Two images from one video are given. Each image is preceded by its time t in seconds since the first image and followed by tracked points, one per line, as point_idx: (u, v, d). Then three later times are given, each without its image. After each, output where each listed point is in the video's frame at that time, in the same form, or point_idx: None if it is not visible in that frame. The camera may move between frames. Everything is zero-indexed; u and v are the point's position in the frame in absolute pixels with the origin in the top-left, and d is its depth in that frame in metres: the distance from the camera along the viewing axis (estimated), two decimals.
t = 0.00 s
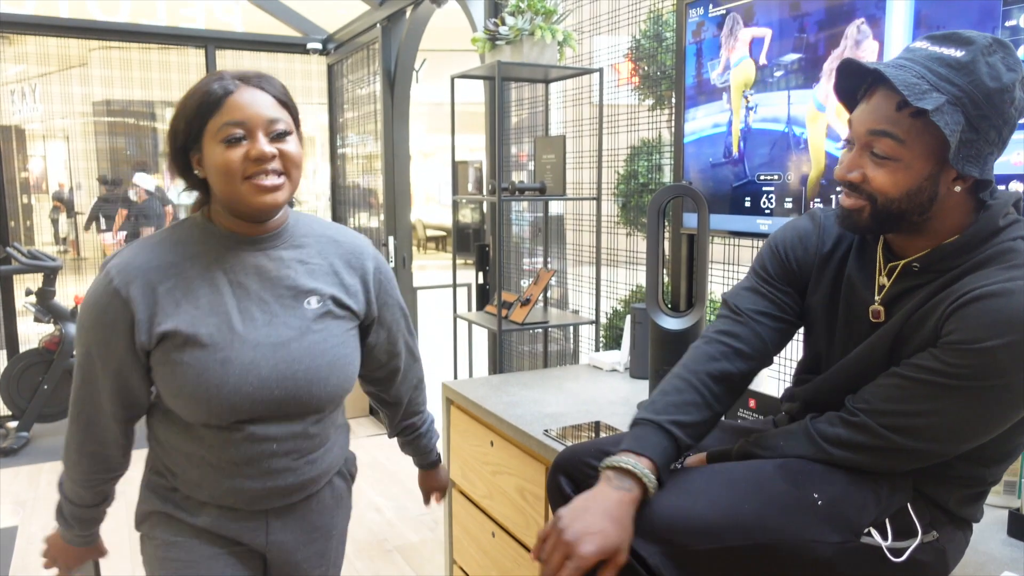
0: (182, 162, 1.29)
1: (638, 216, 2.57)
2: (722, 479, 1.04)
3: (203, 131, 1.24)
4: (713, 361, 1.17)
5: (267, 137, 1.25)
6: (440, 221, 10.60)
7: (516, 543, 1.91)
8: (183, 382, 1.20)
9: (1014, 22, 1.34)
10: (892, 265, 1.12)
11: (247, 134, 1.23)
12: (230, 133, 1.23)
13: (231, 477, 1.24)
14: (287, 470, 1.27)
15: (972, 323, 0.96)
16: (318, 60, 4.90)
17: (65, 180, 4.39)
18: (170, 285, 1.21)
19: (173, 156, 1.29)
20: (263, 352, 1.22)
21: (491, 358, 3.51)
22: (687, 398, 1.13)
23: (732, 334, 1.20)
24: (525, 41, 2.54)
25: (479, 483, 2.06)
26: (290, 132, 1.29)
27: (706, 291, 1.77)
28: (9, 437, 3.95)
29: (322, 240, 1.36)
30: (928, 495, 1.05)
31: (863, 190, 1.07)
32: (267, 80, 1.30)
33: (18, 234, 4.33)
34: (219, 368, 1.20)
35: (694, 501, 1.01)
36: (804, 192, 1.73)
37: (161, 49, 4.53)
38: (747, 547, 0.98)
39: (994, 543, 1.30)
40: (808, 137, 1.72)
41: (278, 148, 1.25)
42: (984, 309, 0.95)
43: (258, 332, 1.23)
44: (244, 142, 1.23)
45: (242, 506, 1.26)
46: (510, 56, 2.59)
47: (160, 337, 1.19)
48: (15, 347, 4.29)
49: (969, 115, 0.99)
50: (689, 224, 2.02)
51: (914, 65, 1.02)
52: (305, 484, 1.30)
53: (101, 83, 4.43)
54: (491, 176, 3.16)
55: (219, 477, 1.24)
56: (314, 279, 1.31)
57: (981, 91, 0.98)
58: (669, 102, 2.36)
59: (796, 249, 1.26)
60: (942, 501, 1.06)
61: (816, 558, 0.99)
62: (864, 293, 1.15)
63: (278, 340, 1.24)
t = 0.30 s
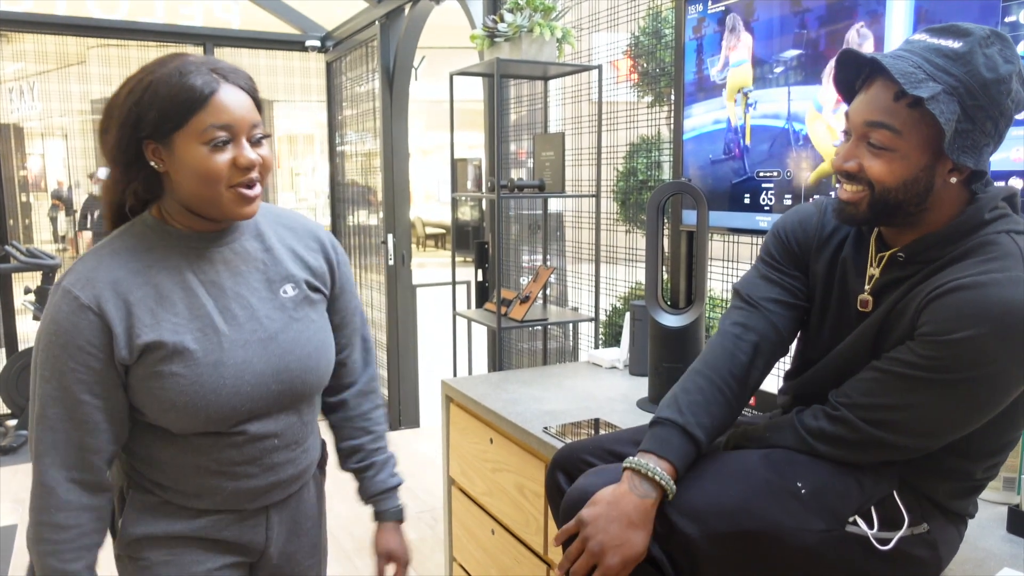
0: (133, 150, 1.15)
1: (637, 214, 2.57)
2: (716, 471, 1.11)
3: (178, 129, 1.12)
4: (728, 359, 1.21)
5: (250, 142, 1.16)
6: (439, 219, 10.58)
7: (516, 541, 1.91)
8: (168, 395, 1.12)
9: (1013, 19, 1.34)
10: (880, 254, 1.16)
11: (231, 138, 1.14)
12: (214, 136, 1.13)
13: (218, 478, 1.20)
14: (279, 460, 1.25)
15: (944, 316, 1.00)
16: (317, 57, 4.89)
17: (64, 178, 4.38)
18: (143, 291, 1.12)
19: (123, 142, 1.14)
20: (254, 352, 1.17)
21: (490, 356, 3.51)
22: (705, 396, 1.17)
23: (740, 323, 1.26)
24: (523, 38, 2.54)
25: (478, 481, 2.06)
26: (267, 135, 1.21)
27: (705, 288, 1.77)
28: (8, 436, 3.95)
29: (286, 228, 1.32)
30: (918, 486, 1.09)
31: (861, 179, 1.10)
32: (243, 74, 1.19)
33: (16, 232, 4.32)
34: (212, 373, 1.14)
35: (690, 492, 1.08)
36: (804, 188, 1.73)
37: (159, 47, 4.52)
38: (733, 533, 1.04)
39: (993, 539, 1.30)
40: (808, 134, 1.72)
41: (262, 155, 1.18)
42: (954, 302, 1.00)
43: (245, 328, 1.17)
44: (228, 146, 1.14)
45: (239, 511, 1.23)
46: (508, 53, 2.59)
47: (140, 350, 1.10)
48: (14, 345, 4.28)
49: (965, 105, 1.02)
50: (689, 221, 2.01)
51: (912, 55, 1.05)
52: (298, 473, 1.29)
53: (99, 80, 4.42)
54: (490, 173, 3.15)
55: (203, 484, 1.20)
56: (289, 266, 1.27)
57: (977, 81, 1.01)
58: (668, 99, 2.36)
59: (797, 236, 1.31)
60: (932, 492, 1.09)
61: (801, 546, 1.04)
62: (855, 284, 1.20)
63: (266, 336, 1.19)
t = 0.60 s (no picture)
0: (111, 135, 1.10)
1: (635, 210, 2.57)
2: (709, 459, 1.12)
3: (162, 106, 1.09)
4: (724, 350, 1.23)
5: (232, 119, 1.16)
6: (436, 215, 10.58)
7: (514, 536, 1.91)
8: (169, 386, 1.09)
9: (1012, 15, 1.34)
10: (872, 249, 1.16)
11: (217, 115, 1.13)
12: (202, 114, 1.12)
13: (215, 474, 1.17)
14: (274, 447, 1.24)
15: (922, 308, 1.00)
16: (314, 53, 4.88)
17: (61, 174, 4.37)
18: (138, 277, 1.08)
19: (100, 127, 1.08)
20: (252, 332, 1.17)
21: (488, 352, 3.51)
22: (698, 382, 1.20)
23: (737, 316, 1.28)
24: (522, 33, 2.53)
25: (476, 477, 2.06)
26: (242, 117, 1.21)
27: (704, 284, 1.77)
28: (5, 432, 3.94)
29: (255, 219, 1.33)
30: (910, 478, 1.08)
31: (848, 178, 1.11)
32: (215, 59, 1.18)
33: (13, 228, 4.31)
34: (216, 356, 1.12)
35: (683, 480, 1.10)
36: (802, 184, 1.73)
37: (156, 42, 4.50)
38: (719, 517, 1.07)
39: (991, 534, 1.30)
40: (807, 129, 1.71)
41: (243, 132, 1.18)
42: (933, 293, 1.00)
43: (239, 311, 1.16)
44: (215, 123, 1.13)
45: (236, 510, 1.21)
46: (507, 48, 2.58)
47: (145, 333, 1.06)
48: (11, 342, 4.27)
49: (949, 102, 1.03)
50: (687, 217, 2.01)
51: (897, 54, 1.06)
52: (280, 473, 1.26)
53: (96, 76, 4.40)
54: (488, 169, 3.14)
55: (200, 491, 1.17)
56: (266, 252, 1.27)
57: (961, 78, 1.01)
58: (666, 95, 2.36)
59: (795, 233, 1.32)
60: (924, 485, 1.08)
61: (787, 533, 1.05)
62: (848, 279, 1.20)
63: (259, 316, 1.19)
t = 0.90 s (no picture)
0: (103, 144, 1.08)
1: (633, 211, 2.57)
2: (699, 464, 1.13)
3: (160, 118, 1.09)
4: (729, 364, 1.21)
5: (225, 128, 1.17)
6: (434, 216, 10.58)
7: (512, 538, 1.91)
8: (177, 388, 1.09)
9: (1008, 15, 1.35)
10: (857, 250, 1.16)
11: (213, 125, 1.14)
12: (198, 125, 1.12)
13: (210, 478, 1.17)
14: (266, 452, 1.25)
15: (911, 304, 1.01)
16: (311, 54, 4.88)
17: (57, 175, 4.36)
18: (139, 282, 1.07)
19: (93, 135, 1.07)
20: (249, 328, 1.18)
21: (486, 353, 3.51)
22: (706, 399, 1.17)
23: (737, 328, 1.26)
24: (519, 35, 2.53)
25: (474, 478, 2.06)
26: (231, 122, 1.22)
27: (701, 284, 1.77)
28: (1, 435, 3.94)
29: (225, 231, 1.34)
30: (903, 475, 1.08)
31: (830, 176, 1.11)
32: (202, 59, 1.17)
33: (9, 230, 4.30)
34: (224, 356, 1.13)
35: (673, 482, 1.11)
36: (799, 185, 1.73)
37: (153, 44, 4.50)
38: (711, 518, 1.08)
39: (988, 534, 1.30)
40: (805, 130, 1.71)
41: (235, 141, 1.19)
42: (921, 285, 1.00)
43: (233, 311, 1.17)
44: (212, 134, 1.14)
45: (228, 515, 1.20)
46: (504, 50, 2.58)
47: (153, 338, 1.06)
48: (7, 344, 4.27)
49: (928, 100, 1.03)
50: (684, 217, 2.01)
51: (876, 53, 1.06)
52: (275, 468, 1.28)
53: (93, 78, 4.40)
54: (486, 170, 3.14)
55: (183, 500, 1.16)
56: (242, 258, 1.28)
57: (939, 75, 1.02)
58: (663, 96, 2.36)
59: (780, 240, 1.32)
60: (919, 482, 1.08)
61: (780, 533, 1.05)
62: (836, 281, 1.20)
63: (251, 315, 1.20)
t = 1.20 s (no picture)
0: (97, 138, 1.10)
1: (631, 210, 2.56)
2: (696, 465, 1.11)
3: (155, 111, 1.11)
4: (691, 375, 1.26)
5: (220, 123, 1.19)
6: (431, 216, 10.57)
7: (510, 538, 1.90)
8: (184, 385, 1.10)
9: (1006, 14, 1.35)
10: (836, 251, 1.16)
11: (207, 119, 1.16)
12: (192, 119, 1.14)
13: (213, 478, 1.17)
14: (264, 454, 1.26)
15: (892, 305, 1.01)
16: (309, 54, 4.87)
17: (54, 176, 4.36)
18: (147, 285, 1.08)
19: (89, 129, 1.09)
20: (254, 329, 1.20)
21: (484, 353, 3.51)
22: (670, 398, 1.22)
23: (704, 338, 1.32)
24: (516, 34, 2.53)
25: (472, 478, 2.05)
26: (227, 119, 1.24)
27: (699, 284, 1.77)
28: None
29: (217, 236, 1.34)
30: (902, 476, 1.08)
31: (809, 172, 1.11)
32: (197, 57, 1.20)
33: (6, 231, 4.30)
34: (229, 353, 1.14)
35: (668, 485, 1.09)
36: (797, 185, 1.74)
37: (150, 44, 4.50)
38: (714, 518, 1.07)
39: (988, 533, 1.30)
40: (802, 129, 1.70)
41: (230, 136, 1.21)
42: (900, 286, 1.01)
43: (231, 312, 1.18)
44: (206, 127, 1.15)
45: (231, 516, 1.21)
46: (501, 49, 2.58)
47: (164, 335, 1.08)
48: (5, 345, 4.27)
49: (905, 97, 1.03)
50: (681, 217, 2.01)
51: (853, 50, 1.06)
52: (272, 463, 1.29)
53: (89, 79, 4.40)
54: (484, 170, 3.13)
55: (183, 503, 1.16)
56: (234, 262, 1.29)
57: (915, 73, 1.02)
58: (661, 96, 2.36)
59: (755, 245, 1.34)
60: (916, 481, 1.08)
61: (781, 534, 1.05)
62: (816, 284, 1.19)
63: (253, 314, 1.23)
